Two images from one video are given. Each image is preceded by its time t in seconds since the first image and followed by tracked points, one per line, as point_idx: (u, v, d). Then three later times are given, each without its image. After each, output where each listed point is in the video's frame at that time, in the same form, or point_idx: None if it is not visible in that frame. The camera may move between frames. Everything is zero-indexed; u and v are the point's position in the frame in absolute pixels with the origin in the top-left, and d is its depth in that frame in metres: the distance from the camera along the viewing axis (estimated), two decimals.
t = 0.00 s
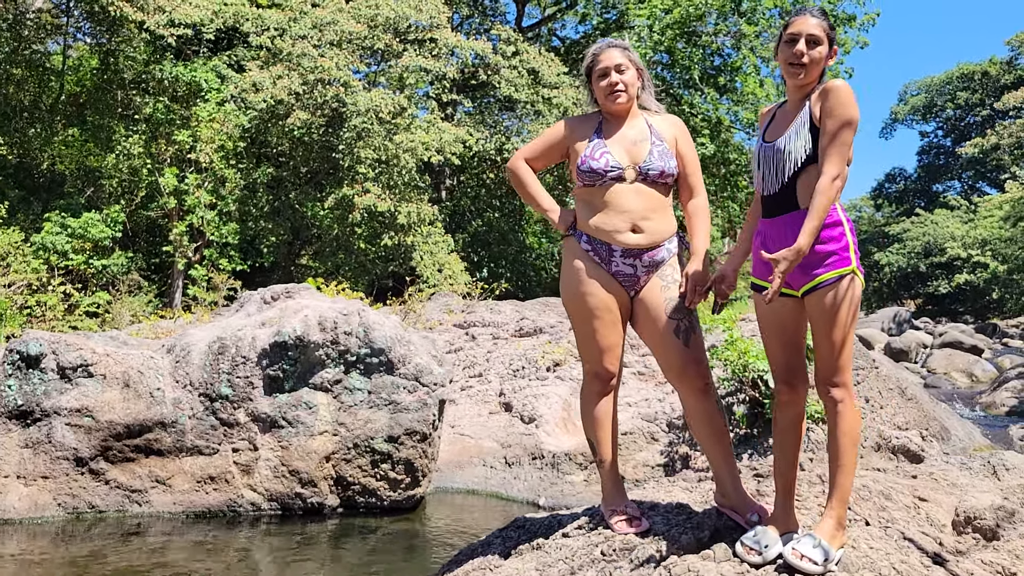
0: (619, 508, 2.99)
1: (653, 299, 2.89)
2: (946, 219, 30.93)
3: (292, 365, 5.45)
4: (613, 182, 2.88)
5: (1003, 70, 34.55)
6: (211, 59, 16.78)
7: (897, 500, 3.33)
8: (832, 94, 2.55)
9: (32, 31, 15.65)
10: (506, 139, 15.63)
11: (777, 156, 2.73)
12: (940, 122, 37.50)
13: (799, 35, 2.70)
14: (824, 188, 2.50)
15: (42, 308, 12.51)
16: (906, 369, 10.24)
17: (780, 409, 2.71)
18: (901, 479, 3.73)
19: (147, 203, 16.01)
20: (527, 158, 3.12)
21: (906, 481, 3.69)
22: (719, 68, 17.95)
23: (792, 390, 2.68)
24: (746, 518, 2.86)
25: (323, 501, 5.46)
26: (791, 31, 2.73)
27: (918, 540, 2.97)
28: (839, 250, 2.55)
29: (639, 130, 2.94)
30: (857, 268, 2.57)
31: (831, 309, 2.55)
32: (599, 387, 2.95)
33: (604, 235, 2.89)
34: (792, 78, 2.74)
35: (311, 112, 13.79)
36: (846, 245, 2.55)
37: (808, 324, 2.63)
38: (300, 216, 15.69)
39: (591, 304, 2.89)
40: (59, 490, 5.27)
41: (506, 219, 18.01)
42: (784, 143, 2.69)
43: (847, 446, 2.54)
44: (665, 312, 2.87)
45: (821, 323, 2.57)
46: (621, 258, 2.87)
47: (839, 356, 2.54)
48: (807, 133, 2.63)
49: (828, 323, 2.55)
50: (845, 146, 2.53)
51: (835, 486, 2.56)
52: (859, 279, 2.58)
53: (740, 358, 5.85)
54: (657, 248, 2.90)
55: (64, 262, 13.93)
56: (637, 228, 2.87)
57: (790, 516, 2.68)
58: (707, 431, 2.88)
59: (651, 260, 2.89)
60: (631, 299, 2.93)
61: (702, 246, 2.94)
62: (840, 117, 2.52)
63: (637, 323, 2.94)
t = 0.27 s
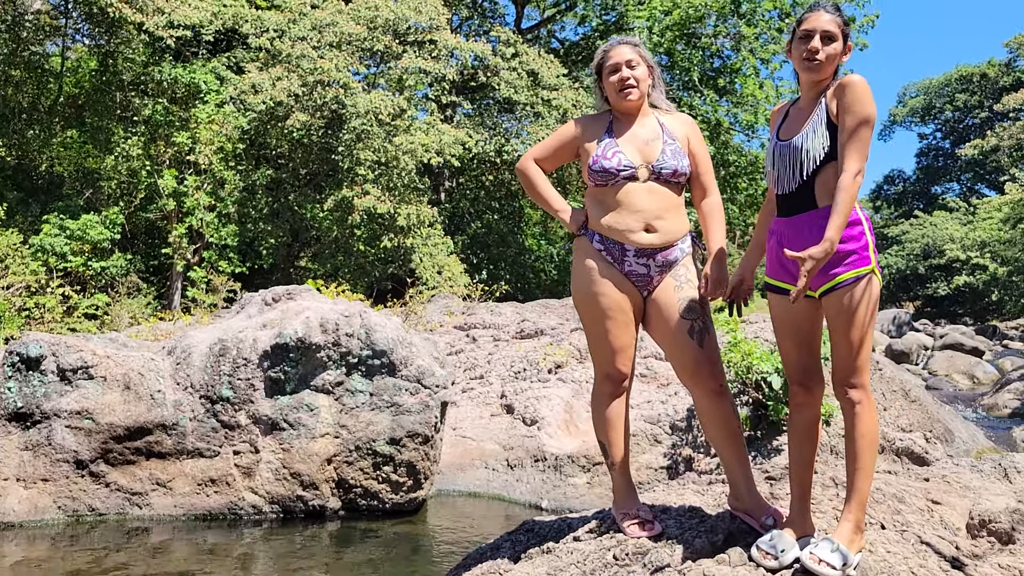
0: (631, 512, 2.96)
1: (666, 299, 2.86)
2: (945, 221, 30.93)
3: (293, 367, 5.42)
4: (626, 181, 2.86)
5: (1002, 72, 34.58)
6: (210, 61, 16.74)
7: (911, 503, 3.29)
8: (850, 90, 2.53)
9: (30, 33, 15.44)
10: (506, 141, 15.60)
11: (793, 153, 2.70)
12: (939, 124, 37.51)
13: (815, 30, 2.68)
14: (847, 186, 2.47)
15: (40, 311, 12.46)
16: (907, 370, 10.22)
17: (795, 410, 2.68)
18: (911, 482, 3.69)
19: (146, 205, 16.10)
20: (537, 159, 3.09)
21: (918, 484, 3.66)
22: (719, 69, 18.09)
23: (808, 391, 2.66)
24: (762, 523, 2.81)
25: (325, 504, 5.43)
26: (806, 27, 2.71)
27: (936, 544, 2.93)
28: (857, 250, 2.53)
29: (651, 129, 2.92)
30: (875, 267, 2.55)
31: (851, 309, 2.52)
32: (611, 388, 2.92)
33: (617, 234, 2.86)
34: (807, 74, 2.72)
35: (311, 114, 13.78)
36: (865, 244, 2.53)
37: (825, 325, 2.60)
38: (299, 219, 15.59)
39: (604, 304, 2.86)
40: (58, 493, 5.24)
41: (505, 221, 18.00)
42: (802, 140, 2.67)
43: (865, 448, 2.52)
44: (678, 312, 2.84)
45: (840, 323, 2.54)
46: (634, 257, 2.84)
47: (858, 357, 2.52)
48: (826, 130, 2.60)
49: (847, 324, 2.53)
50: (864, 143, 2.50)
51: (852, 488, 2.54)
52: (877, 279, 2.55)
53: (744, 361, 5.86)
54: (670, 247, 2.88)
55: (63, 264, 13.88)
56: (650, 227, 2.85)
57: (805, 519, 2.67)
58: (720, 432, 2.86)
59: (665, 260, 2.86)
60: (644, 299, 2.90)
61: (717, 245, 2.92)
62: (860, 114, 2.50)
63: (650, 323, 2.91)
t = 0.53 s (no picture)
0: (634, 515, 2.92)
1: (671, 299, 2.81)
2: (945, 221, 30.89)
3: (291, 367, 5.37)
4: (630, 176, 2.81)
5: (1002, 72, 34.56)
6: (209, 61, 16.71)
7: (920, 507, 3.23)
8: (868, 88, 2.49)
9: (29, 32, 15.42)
10: (505, 140, 15.55)
11: (798, 148, 2.65)
12: (938, 124, 37.47)
13: (818, 23, 2.63)
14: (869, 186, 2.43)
15: (38, 311, 12.40)
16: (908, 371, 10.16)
17: (803, 412, 2.64)
18: (919, 484, 3.64)
19: (144, 205, 16.12)
20: (539, 155, 3.06)
21: (927, 487, 3.60)
22: (719, 69, 18.10)
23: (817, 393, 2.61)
24: (769, 527, 2.79)
25: (323, 506, 5.37)
26: (805, 21, 2.67)
27: (948, 549, 2.87)
28: (868, 246, 2.48)
29: (656, 124, 2.88)
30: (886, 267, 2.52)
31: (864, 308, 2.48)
32: (615, 389, 2.86)
33: (622, 231, 2.81)
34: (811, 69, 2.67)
35: (310, 113, 13.75)
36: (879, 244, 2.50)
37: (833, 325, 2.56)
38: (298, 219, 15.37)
39: (608, 304, 2.80)
40: (54, 494, 5.19)
41: (505, 221, 17.97)
42: (809, 135, 2.61)
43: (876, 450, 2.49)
44: (683, 311, 2.79)
45: (850, 324, 2.50)
46: (639, 255, 2.79)
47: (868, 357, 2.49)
48: (837, 126, 2.55)
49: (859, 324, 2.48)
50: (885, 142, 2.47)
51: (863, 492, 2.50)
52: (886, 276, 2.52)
53: (745, 361, 5.73)
54: (675, 245, 2.83)
55: (61, 264, 13.80)
56: (656, 224, 2.80)
57: (814, 524, 2.64)
58: (725, 434, 2.80)
59: (670, 258, 2.81)
60: (648, 298, 2.85)
61: (723, 244, 2.88)
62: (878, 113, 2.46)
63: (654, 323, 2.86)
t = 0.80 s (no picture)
0: (613, 510, 2.86)
1: (650, 289, 2.77)
2: (944, 222, 30.88)
3: (281, 365, 5.34)
4: (610, 164, 2.78)
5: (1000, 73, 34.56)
6: (205, 60, 16.67)
7: (906, 502, 3.20)
8: (852, 73, 2.48)
9: (24, 32, 15.68)
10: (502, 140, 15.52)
11: (779, 135, 2.63)
12: (937, 125, 37.46)
13: (794, 6, 2.61)
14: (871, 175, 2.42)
15: (33, 311, 12.35)
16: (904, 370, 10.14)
17: (783, 403, 2.60)
18: (908, 481, 3.62)
19: (140, 204, 16.01)
20: (520, 142, 3.02)
21: (915, 483, 3.59)
22: (716, 69, 17.97)
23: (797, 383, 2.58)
24: (751, 522, 2.72)
25: (313, 504, 5.34)
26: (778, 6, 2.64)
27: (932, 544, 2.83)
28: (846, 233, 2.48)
29: (637, 111, 2.84)
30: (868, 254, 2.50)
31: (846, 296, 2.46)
32: (595, 380, 2.83)
33: (602, 220, 2.78)
34: (792, 52, 2.66)
35: (306, 113, 13.71)
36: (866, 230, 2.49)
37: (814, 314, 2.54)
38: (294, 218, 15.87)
39: (587, 293, 2.77)
40: (41, 493, 5.14)
41: (502, 221, 17.95)
42: (789, 121, 2.60)
43: (856, 441, 2.45)
44: (661, 302, 2.75)
45: (832, 312, 2.47)
46: (618, 244, 2.76)
47: (847, 346, 2.47)
48: (818, 111, 2.54)
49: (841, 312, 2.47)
50: (874, 127, 2.46)
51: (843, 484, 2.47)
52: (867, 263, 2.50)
53: (739, 359, 5.68)
54: (656, 234, 2.79)
55: (56, 264, 13.75)
56: (636, 213, 2.77)
57: (795, 518, 2.59)
58: (705, 427, 2.75)
59: (650, 247, 2.78)
60: (628, 288, 2.81)
61: (705, 233, 2.83)
62: (865, 97, 2.45)
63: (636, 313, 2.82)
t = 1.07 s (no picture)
0: (573, 512, 2.89)
1: (609, 294, 2.80)
2: (942, 224, 30.90)
3: (268, 368, 5.36)
4: (570, 169, 2.80)
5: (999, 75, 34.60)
6: (202, 63, 16.68)
7: (868, 504, 3.22)
8: (804, 80, 2.51)
9: (21, 34, 15.69)
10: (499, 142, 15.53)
11: (732, 139, 2.65)
12: (935, 127, 37.47)
13: (740, 13, 2.64)
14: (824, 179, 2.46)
15: (29, 313, 12.36)
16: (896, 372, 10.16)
17: (737, 406, 2.64)
18: (875, 482, 3.65)
19: (137, 206, 15.95)
20: (482, 150, 3.04)
21: (879, 484, 3.63)
22: (713, 72, 17.68)
23: (750, 386, 2.62)
24: (706, 523, 2.77)
25: (300, 506, 5.35)
26: (727, 12, 2.67)
27: (885, 546, 2.84)
28: (798, 239, 2.52)
29: (597, 118, 2.87)
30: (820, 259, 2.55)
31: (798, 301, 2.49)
32: (556, 383, 2.85)
33: (562, 225, 2.80)
34: (744, 60, 2.69)
35: (302, 115, 13.74)
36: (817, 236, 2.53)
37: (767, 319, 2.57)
38: (291, 220, 15.88)
39: (547, 297, 2.79)
40: (28, 494, 5.16)
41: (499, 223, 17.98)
42: (743, 126, 2.61)
43: (808, 443, 2.50)
44: (621, 306, 2.77)
45: (784, 316, 2.51)
46: (578, 249, 2.78)
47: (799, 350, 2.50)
48: (773, 118, 2.56)
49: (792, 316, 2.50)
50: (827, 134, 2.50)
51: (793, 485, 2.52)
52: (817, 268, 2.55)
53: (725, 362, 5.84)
54: (616, 238, 2.81)
55: (52, 266, 13.75)
56: (596, 217, 2.79)
57: (747, 520, 2.63)
58: (662, 430, 2.78)
59: (610, 252, 2.80)
60: (588, 292, 2.83)
61: (663, 238, 2.86)
62: (819, 104, 2.49)
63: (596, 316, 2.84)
